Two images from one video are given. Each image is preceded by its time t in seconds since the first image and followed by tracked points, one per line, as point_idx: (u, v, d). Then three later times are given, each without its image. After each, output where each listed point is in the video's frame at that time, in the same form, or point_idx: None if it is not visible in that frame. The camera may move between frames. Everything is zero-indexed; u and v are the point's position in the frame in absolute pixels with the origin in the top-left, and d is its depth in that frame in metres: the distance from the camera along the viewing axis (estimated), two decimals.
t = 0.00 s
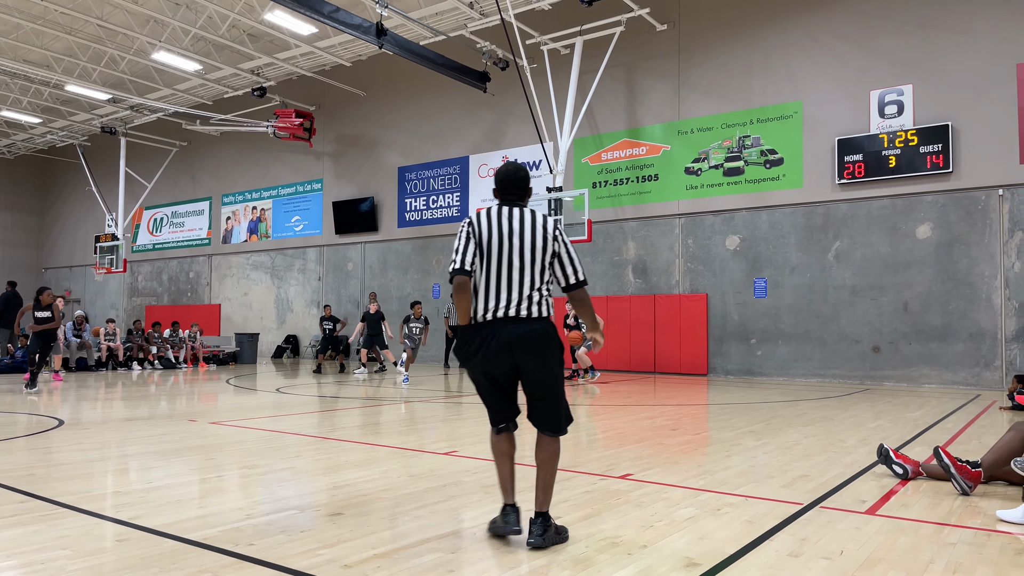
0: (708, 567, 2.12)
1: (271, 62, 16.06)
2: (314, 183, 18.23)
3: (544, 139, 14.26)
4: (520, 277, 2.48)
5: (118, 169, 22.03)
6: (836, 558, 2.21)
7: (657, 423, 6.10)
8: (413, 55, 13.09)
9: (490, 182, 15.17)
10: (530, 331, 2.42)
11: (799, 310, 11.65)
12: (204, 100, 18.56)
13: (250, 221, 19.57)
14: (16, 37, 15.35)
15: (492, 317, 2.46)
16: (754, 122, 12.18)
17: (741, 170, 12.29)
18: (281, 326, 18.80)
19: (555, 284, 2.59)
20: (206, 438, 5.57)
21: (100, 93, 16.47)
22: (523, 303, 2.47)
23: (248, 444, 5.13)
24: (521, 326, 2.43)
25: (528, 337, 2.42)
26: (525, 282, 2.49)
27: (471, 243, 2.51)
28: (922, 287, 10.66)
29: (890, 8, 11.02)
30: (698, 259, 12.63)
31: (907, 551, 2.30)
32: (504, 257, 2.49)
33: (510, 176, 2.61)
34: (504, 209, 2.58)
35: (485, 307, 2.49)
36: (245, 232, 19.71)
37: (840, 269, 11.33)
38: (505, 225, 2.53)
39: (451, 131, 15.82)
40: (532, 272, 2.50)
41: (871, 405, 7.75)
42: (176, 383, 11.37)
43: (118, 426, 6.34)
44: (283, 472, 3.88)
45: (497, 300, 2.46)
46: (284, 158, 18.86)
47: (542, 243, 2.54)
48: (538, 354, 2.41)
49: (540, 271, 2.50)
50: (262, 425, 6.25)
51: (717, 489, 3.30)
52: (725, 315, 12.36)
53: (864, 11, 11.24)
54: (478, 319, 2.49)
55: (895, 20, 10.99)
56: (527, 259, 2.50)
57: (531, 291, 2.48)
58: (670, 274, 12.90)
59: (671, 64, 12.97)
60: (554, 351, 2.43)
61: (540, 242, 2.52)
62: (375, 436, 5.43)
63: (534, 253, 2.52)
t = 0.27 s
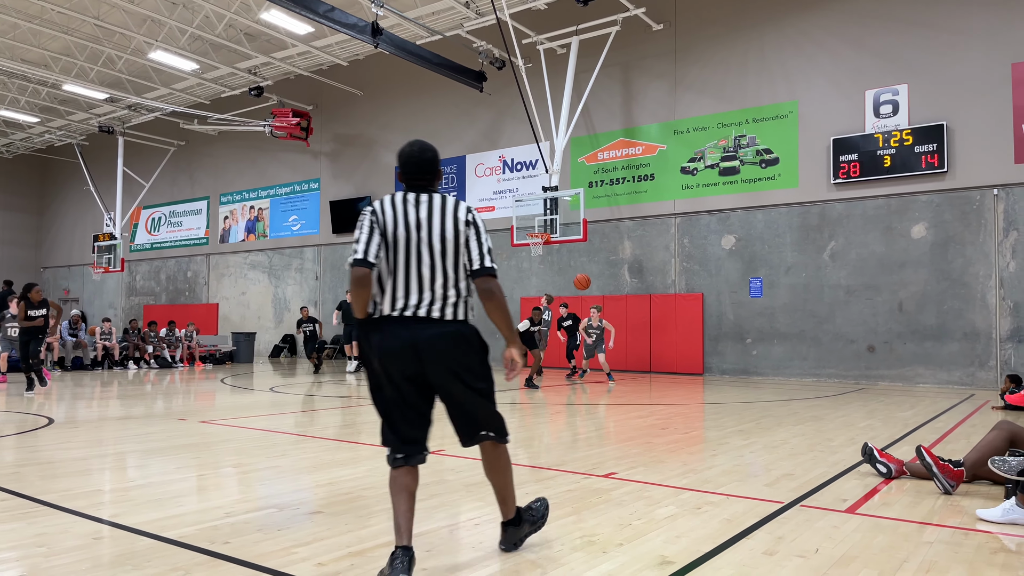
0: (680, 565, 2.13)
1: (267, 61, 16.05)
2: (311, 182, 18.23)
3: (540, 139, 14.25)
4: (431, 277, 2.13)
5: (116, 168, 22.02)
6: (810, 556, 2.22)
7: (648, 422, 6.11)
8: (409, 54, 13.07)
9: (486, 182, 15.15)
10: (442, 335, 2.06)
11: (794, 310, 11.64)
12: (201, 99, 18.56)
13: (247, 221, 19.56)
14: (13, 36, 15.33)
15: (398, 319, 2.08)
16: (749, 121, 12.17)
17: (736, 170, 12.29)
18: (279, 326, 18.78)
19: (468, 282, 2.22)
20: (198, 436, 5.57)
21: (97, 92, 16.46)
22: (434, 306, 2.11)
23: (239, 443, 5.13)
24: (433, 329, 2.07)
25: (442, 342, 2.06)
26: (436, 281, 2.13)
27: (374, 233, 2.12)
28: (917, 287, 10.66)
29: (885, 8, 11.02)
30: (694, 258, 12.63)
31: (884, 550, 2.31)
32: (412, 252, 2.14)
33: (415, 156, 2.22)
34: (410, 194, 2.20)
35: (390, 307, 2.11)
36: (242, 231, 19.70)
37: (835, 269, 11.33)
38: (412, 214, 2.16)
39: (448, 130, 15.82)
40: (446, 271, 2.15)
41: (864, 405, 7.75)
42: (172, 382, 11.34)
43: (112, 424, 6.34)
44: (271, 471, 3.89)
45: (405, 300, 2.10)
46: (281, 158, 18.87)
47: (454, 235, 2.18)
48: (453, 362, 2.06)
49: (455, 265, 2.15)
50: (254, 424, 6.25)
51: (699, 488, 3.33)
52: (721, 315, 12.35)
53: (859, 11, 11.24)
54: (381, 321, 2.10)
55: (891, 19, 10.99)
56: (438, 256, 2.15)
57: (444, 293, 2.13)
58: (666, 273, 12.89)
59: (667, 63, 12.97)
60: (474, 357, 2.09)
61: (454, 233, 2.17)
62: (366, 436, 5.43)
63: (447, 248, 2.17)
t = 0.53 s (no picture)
0: (658, 560, 2.28)
1: (265, 61, 16.05)
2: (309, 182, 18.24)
3: (537, 139, 14.26)
4: (295, 228, 1.73)
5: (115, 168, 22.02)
6: (787, 552, 2.31)
7: (642, 421, 6.13)
8: (406, 54, 13.07)
9: (484, 182, 15.15)
10: (309, 309, 1.66)
11: (790, 310, 11.65)
12: (200, 99, 18.56)
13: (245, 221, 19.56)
14: (10, 36, 15.33)
15: (253, 294, 1.67)
16: (746, 121, 12.18)
17: (733, 170, 12.28)
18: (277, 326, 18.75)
19: (343, 235, 1.87)
20: (194, 435, 5.58)
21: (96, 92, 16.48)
22: (299, 272, 1.70)
23: (234, 441, 5.15)
24: (295, 304, 1.66)
25: (310, 323, 1.64)
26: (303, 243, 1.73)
27: (217, 186, 1.69)
28: (913, 287, 10.67)
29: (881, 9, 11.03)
30: (691, 258, 12.63)
31: (861, 546, 2.39)
32: (273, 202, 1.72)
33: (271, 84, 1.82)
34: (264, 134, 1.78)
35: (244, 277, 1.69)
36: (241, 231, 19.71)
37: (831, 268, 11.34)
38: (268, 155, 1.74)
39: (445, 130, 15.82)
40: (317, 224, 1.76)
41: (858, 404, 7.74)
42: (169, 381, 11.32)
43: (109, 423, 6.35)
44: (266, 471, 3.95)
45: (263, 267, 1.69)
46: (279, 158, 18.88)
47: (329, 179, 1.78)
48: (323, 336, 1.65)
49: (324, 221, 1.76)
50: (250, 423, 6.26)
51: (686, 485, 3.44)
52: (717, 315, 12.35)
53: (854, 11, 11.26)
54: (235, 298, 1.69)
55: (886, 19, 11.01)
56: (304, 205, 1.75)
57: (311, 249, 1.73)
58: (663, 273, 12.90)
59: (664, 63, 12.96)
60: (351, 329, 1.71)
61: (321, 183, 1.77)
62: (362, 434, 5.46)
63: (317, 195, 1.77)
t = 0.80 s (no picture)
0: (645, 553, 2.36)
1: (265, 60, 16.07)
2: (308, 181, 18.25)
3: (535, 138, 14.28)
4: (35, 184, 1.37)
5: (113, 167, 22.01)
6: (774, 545, 2.40)
7: (638, 419, 6.16)
8: (405, 53, 13.08)
9: (483, 181, 15.17)
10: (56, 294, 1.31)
11: (787, 309, 11.68)
12: (199, 98, 18.56)
13: (244, 220, 19.58)
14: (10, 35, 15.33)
15: None
16: (743, 121, 12.21)
17: (730, 169, 12.30)
18: (276, 324, 18.75)
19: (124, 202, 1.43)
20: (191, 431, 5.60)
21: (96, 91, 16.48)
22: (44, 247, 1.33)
23: (231, 438, 5.18)
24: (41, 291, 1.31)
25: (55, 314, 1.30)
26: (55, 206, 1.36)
27: None
28: (909, 286, 10.70)
29: (878, 9, 11.07)
30: (688, 258, 12.66)
31: (848, 540, 2.46)
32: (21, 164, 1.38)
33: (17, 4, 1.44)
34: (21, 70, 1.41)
35: None
36: (240, 230, 19.72)
37: (828, 268, 11.36)
38: (0, 96, 1.40)
39: (444, 130, 15.85)
40: (71, 177, 1.36)
41: (853, 402, 7.78)
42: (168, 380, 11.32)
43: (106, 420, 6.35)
44: (264, 468, 3.98)
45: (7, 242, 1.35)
46: (278, 157, 18.88)
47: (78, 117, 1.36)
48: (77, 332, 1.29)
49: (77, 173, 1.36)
50: (246, 420, 6.27)
51: (677, 481, 3.50)
52: (714, 314, 12.37)
53: (851, 11, 11.29)
54: None
55: (882, 20, 11.05)
56: (47, 153, 1.36)
57: (62, 207, 1.36)
58: (661, 273, 12.92)
59: (662, 63, 12.99)
60: (109, 317, 1.32)
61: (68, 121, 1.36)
62: (358, 432, 5.50)
63: (60, 138, 1.36)
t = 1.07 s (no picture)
0: (645, 547, 2.39)
1: (269, 61, 16.12)
2: (312, 181, 18.30)
3: (538, 138, 14.30)
4: None
5: (118, 167, 22.09)
6: (773, 541, 2.43)
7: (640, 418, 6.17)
8: (408, 53, 13.10)
9: (486, 181, 15.19)
10: None
11: (790, 309, 11.68)
12: (203, 99, 18.62)
13: (248, 220, 19.64)
14: (15, 35, 15.40)
15: None
16: (746, 121, 12.21)
17: (733, 169, 12.30)
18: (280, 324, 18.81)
19: None
20: (196, 429, 5.64)
21: (100, 91, 16.54)
22: None
23: (236, 436, 5.21)
24: None
25: None
26: None
27: None
28: (912, 286, 10.69)
29: (881, 9, 11.06)
30: (692, 257, 12.66)
31: (847, 536, 2.48)
32: None
33: None
34: None
35: None
36: (244, 230, 19.78)
37: (831, 268, 11.36)
38: None
39: (447, 130, 15.88)
40: None
41: (856, 402, 7.77)
42: (173, 379, 11.36)
43: (112, 418, 6.39)
44: (268, 466, 4.01)
45: None
46: (282, 157, 18.94)
47: None
48: None
49: None
50: (250, 419, 6.29)
51: (679, 478, 3.53)
52: (717, 314, 12.38)
53: (854, 11, 11.29)
54: None
55: (885, 20, 11.04)
56: None
57: None
58: (664, 272, 12.93)
59: (665, 63, 13.00)
60: None
61: None
62: (362, 430, 5.52)
63: None
